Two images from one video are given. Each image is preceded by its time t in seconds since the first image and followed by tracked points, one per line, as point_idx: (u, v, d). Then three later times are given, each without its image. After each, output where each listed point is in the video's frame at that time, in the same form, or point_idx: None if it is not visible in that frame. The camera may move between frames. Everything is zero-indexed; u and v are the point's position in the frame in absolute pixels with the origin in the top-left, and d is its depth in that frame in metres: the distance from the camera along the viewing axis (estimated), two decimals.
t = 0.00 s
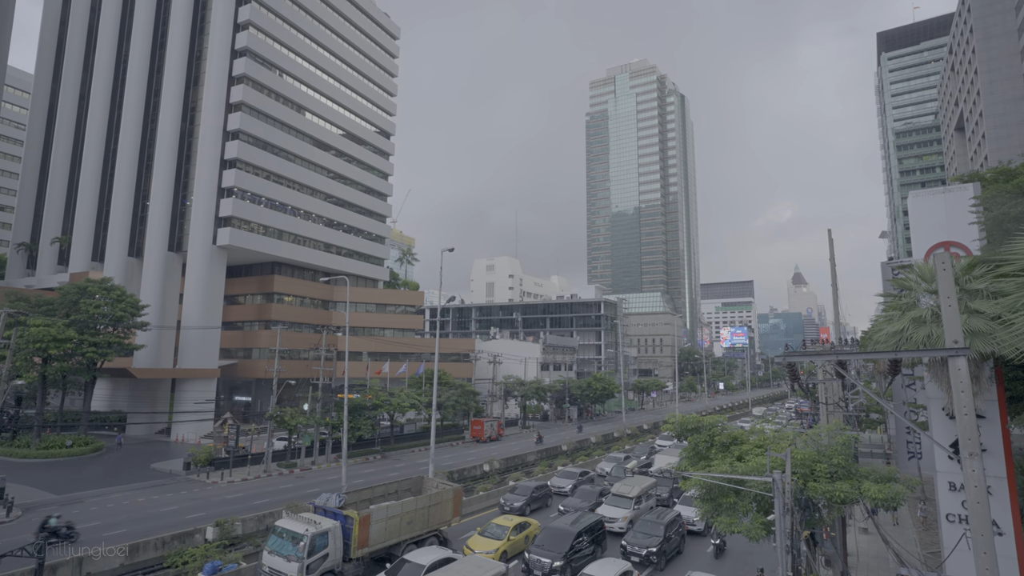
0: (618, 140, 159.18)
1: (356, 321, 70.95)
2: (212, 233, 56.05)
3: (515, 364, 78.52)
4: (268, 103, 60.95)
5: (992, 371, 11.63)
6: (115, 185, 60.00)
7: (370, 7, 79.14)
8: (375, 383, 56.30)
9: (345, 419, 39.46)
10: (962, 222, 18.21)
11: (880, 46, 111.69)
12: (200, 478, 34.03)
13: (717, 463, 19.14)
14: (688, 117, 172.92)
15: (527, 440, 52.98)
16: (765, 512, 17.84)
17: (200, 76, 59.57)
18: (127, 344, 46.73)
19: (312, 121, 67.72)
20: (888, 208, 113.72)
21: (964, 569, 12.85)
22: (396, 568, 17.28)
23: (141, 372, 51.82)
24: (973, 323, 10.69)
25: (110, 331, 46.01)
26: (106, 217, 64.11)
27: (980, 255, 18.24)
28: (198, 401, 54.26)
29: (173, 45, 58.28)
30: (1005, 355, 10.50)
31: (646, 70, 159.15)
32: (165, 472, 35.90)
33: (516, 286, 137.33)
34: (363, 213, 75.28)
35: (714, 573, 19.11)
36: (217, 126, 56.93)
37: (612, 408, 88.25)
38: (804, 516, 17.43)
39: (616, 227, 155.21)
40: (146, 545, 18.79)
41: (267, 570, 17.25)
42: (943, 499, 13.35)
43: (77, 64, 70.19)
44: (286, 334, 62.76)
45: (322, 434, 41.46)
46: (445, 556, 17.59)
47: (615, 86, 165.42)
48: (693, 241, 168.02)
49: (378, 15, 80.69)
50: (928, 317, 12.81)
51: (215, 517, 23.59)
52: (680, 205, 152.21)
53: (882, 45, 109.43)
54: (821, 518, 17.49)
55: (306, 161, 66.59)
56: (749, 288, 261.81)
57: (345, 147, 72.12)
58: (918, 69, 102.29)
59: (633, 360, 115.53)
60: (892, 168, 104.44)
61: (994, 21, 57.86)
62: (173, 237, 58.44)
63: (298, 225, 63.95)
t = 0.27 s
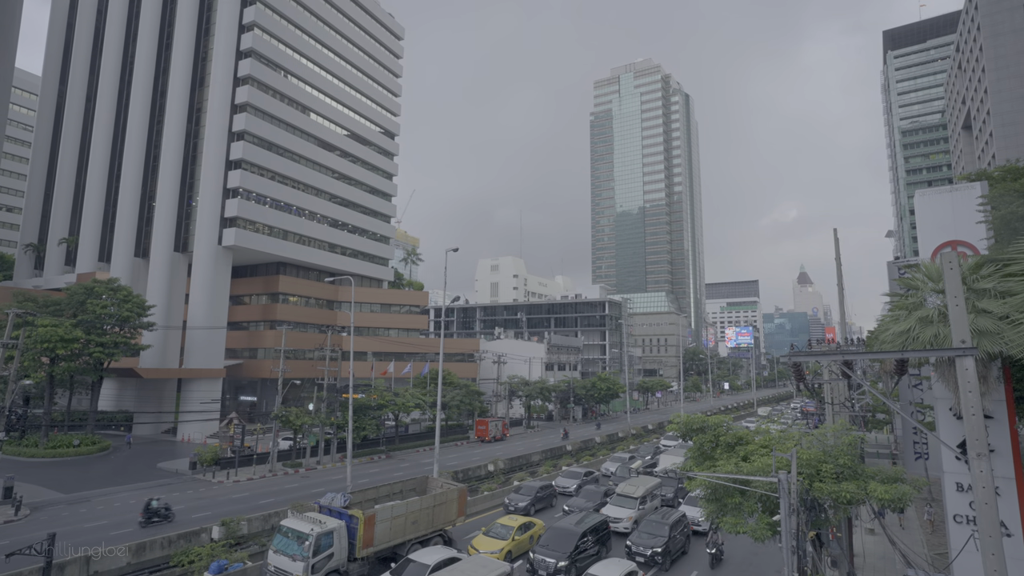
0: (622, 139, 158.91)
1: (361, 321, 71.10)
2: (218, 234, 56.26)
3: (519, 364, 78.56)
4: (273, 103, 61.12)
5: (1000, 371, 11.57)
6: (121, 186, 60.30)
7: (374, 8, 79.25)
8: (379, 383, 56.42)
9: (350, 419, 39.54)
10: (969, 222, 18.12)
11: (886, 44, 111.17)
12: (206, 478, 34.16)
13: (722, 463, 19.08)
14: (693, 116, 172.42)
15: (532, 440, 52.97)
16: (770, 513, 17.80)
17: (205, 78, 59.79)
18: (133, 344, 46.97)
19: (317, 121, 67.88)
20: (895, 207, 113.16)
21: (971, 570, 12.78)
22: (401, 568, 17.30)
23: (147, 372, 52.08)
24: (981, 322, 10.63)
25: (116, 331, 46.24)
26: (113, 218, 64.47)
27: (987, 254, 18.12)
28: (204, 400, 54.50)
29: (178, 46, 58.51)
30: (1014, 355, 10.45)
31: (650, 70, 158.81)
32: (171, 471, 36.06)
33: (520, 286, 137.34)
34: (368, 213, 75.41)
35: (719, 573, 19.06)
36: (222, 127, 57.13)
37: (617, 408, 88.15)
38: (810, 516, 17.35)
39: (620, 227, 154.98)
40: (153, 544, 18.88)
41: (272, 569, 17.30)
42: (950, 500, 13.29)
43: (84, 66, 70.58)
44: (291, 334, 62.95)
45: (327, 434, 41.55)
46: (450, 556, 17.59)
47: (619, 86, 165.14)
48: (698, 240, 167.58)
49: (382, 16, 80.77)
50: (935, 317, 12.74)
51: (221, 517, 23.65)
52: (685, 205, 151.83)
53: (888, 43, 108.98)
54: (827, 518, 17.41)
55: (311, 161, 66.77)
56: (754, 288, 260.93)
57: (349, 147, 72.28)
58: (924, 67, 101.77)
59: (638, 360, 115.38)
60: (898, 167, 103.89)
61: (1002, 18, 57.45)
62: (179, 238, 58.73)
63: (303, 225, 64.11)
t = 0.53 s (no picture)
0: (626, 139, 158.59)
1: (365, 321, 71.22)
2: (222, 234, 56.47)
3: (523, 364, 78.58)
4: (277, 104, 61.29)
5: (1007, 372, 11.51)
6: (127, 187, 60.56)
7: (378, 8, 79.33)
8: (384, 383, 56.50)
9: (354, 419, 39.60)
10: (975, 221, 18.02)
11: (892, 42, 110.62)
12: (211, 477, 34.29)
13: (727, 463, 19.02)
14: (697, 115, 172.02)
15: (536, 440, 52.99)
16: (776, 513, 17.74)
17: (210, 79, 59.96)
18: (139, 345, 47.19)
19: (321, 122, 68.02)
20: (900, 207, 112.60)
21: (978, 572, 12.70)
22: (406, 567, 17.33)
23: (153, 372, 52.31)
24: (988, 322, 10.57)
25: (122, 332, 46.46)
26: (119, 219, 64.78)
27: (994, 253, 18.02)
28: (209, 400, 54.69)
29: (183, 48, 58.69)
30: (1021, 356, 10.39)
31: (654, 69, 158.48)
32: (177, 471, 36.21)
33: (524, 286, 137.32)
34: (372, 214, 75.53)
35: (724, 573, 19.03)
36: (227, 128, 57.31)
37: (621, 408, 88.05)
38: (815, 517, 17.27)
39: (624, 227, 154.83)
40: (159, 543, 18.96)
41: (277, 569, 17.34)
42: (957, 501, 13.20)
43: (90, 68, 70.93)
44: (296, 334, 63.11)
45: (332, 434, 41.65)
46: (454, 556, 17.60)
47: (623, 85, 164.81)
48: (702, 240, 167.24)
49: (386, 16, 80.85)
50: (942, 317, 12.68)
51: (227, 517, 23.75)
52: (689, 204, 151.46)
53: (893, 42, 108.47)
54: (832, 519, 17.33)
55: (315, 162, 66.93)
56: (759, 287, 260.15)
57: (354, 148, 72.41)
58: (930, 66, 101.23)
59: (642, 360, 115.24)
60: (904, 166, 103.40)
61: (1009, 16, 57.05)
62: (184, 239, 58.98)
63: (308, 226, 64.26)
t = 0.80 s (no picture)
0: (629, 139, 158.34)
1: (369, 321, 71.32)
2: (226, 235, 56.64)
3: (527, 364, 78.58)
4: (281, 105, 61.42)
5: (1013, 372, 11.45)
6: (132, 187, 60.79)
7: (382, 9, 79.42)
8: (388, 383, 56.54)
9: (358, 419, 39.66)
10: (981, 221, 17.94)
11: (897, 41, 110.11)
12: (216, 477, 34.40)
13: (731, 463, 18.96)
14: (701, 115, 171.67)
15: (539, 440, 52.97)
16: (780, 514, 17.69)
17: (214, 80, 60.13)
18: (144, 345, 47.38)
19: (325, 123, 68.14)
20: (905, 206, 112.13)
21: (984, 572, 12.64)
22: (409, 567, 17.35)
23: (158, 372, 52.50)
24: (994, 322, 10.53)
25: (127, 332, 46.66)
26: (124, 219, 65.05)
27: (1000, 253, 17.93)
28: (213, 400, 54.85)
29: (188, 49, 58.88)
30: None
31: (658, 69, 158.18)
32: (182, 471, 36.34)
33: (528, 286, 137.27)
34: (375, 214, 75.62)
35: (728, 573, 18.99)
36: (231, 129, 57.49)
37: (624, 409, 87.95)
38: (819, 518, 17.20)
39: (627, 227, 154.68)
40: (164, 542, 19.03)
41: (282, 568, 17.39)
42: (963, 502, 13.14)
43: (96, 69, 71.32)
44: (300, 334, 63.23)
45: (336, 434, 41.71)
46: (458, 556, 17.61)
47: (626, 85, 164.57)
48: (706, 240, 166.85)
49: (390, 17, 80.99)
50: (947, 317, 12.63)
51: (231, 516, 23.82)
52: (693, 204, 151.13)
53: (898, 41, 107.98)
54: (837, 519, 17.26)
55: (319, 162, 67.05)
56: (763, 287, 259.43)
57: (357, 148, 72.51)
58: (936, 64, 100.73)
59: (645, 360, 115.08)
60: (909, 165, 102.95)
61: (1015, 15, 56.70)
62: (188, 239, 59.19)
63: (311, 226, 64.39)
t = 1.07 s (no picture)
0: (633, 139, 158.08)
1: (372, 321, 71.40)
2: (230, 235, 56.80)
3: (530, 364, 78.55)
4: (285, 105, 61.55)
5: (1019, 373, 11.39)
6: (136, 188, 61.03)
7: (385, 9, 79.50)
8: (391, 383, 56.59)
9: (361, 419, 39.69)
10: (987, 220, 17.92)
11: (901, 39, 109.55)
12: (220, 477, 34.49)
13: (734, 464, 18.92)
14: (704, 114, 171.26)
15: (543, 440, 52.93)
16: (784, 514, 17.65)
17: (218, 81, 60.32)
18: (149, 345, 47.56)
19: (328, 123, 68.27)
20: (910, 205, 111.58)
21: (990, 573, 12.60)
22: (413, 567, 17.36)
23: (162, 372, 52.71)
24: (999, 322, 10.48)
25: (132, 332, 46.84)
26: (129, 220, 65.26)
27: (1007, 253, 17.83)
28: (217, 400, 55.00)
29: (192, 50, 59.08)
30: None
31: (661, 68, 157.91)
32: (186, 470, 36.46)
33: (531, 286, 137.19)
34: (379, 214, 75.71)
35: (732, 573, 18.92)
36: (235, 129, 57.67)
37: (628, 409, 87.82)
38: (824, 518, 17.14)
39: (631, 227, 154.49)
40: (169, 542, 19.09)
41: (286, 568, 17.42)
42: (969, 503, 13.09)
43: (101, 70, 71.62)
44: (303, 334, 63.36)
45: (339, 434, 41.78)
46: (462, 556, 17.62)
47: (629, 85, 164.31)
48: (710, 239, 166.46)
49: (393, 17, 81.09)
50: (952, 317, 12.58)
51: (235, 516, 23.89)
52: (696, 204, 150.80)
53: (903, 39, 107.41)
54: (842, 520, 17.20)
55: (322, 162, 67.19)
56: (767, 287, 258.69)
57: (360, 149, 72.61)
58: (941, 63, 100.28)
59: (649, 360, 114.86)
60: (914, 164, 102.40)
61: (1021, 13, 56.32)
62: (192, 239, 59.40)
63: (315, 227, 64.51)
